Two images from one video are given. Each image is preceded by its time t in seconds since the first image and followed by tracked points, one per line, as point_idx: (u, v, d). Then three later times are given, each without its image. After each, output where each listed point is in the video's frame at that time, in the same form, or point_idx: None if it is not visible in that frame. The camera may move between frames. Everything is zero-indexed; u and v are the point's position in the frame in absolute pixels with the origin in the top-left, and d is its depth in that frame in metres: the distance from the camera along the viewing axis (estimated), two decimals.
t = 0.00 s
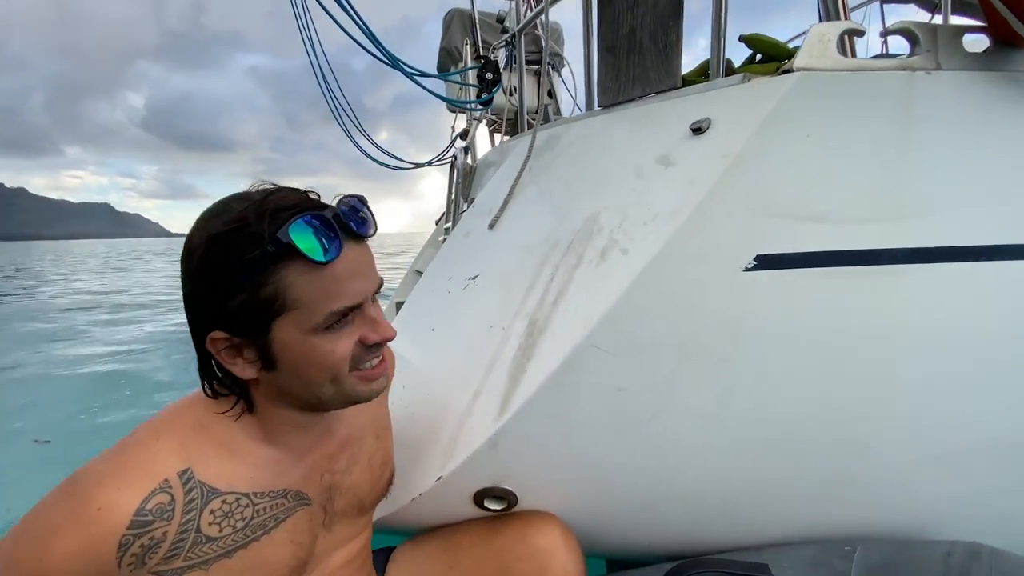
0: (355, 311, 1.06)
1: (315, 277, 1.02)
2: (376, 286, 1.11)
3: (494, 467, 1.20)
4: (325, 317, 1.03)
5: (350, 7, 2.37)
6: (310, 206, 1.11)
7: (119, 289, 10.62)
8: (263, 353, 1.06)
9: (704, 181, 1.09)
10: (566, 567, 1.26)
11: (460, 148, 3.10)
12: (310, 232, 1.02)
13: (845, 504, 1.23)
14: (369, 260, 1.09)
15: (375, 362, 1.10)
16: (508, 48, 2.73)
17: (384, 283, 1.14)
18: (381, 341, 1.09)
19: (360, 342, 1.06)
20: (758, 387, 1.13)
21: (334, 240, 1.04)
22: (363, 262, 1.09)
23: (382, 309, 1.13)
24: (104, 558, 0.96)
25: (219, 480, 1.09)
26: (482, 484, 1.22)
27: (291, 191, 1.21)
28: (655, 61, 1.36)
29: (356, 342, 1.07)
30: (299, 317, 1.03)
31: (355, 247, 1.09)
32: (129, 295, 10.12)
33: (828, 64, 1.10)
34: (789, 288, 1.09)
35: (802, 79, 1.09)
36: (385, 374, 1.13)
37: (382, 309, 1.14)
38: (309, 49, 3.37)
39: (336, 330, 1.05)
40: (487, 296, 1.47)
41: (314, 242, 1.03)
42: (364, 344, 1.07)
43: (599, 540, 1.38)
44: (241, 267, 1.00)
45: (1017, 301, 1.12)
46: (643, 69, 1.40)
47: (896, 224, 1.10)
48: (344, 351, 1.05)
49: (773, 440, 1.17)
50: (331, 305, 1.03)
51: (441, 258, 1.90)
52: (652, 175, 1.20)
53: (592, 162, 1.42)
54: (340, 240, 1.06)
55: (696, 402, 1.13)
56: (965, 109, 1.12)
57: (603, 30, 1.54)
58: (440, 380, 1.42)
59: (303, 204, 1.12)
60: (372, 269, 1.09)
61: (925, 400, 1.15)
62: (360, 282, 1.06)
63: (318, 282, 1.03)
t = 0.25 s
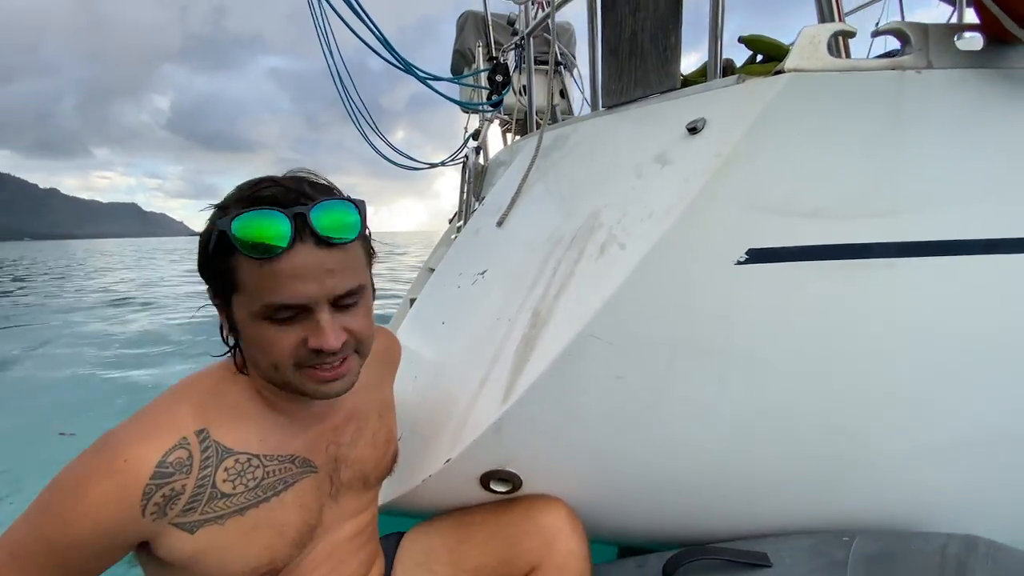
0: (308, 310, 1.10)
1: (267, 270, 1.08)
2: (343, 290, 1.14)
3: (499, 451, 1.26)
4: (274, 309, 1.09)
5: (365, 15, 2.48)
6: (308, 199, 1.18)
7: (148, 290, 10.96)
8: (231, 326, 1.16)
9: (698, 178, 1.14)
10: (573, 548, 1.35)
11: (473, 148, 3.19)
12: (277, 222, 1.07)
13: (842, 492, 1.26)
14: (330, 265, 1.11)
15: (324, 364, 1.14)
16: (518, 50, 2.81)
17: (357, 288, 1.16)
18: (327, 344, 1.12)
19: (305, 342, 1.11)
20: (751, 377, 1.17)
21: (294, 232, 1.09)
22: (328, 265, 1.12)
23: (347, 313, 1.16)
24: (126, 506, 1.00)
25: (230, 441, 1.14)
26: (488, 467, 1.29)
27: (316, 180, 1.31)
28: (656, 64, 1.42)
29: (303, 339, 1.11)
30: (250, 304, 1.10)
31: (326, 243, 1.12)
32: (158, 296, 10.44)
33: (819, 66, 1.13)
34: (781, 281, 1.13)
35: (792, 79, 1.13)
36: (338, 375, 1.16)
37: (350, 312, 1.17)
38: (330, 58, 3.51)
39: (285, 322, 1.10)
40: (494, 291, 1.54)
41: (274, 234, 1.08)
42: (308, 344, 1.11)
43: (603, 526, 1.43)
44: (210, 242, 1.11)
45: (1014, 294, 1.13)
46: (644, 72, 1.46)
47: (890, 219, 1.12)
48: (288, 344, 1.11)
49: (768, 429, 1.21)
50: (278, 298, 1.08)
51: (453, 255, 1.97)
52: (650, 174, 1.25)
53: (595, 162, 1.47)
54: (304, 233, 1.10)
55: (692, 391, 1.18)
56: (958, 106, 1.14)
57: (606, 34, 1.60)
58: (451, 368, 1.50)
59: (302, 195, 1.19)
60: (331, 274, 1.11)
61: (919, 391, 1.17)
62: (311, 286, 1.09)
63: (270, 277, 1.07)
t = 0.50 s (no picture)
0: (271, 300, 1.09)
1: (238, 253, 1.09)
2: (310, 288, 1.11)
3: (513, 438, 1.32)
4: (241, 292, 1.10)
5: (381, 18, 2.55)
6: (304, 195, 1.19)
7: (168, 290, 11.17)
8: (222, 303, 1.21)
9: (704, 176, 1.18)
10: (585, 531, 1.41)
11: (486, 148, 3.26)
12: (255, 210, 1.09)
13: (846, 480, 1.31)
14: (294, 260, 1.08)
15: (284, 354, 1.11)
16: (530, 52, 2.87)
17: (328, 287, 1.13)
18: (283, 340, 1.10)
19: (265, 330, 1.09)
20: (756, 367, 1.22)
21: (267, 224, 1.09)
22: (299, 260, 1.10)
23: (316, 311, 1.13)
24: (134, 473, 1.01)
25: (236, 419, 1.17)
26: (502, 453, 1.34)
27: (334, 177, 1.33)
28: (665, 66, 1.47)
29: (265, 329, 1.10)
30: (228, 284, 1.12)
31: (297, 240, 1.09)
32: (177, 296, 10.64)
33: (821, 67, 1.17)
34: (786, 275, 1.17)
35: (796, 82, 1.17)
36: (301, 371, 1.14)
37: (320, 311, 1.14)
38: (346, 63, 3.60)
39: (252, 308, 1.11)
40: (507, 286, 1.59)
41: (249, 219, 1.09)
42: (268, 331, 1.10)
43: (613, 512, 1.48)
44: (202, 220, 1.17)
45: (1013, 287, 1.16)
46: (654, 74, 1.51)
47: (891, 215, 1.16)
48: (254, 329, 1.11)
49: (772, 418, 1.25)
50: (243, 282, 1.08)
51: (467, 253, 2.03)
52: (658, 172, 1.30)
53: (605, 161, 1.53)
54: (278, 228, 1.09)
55: (698, 380, 1.23)
56: (959, 104, 1.17)
57: (617, 37, 1.66)
58: (466, 360, 1.56)
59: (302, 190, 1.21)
60: (294, 269, 1.08)
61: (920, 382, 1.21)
62: (275, 274, 1.07)
63: (239, 262, 1.08)
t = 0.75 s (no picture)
0: (227, 321, 1.11)
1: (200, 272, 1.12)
2: (264, 313, 1.11)
3: (523, 434, 1.33)
4: (203, 311, 1.13)
5: (393, 21, 2.57)
6: (276, 222, 1.22)
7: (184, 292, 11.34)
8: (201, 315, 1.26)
9: (714, 176, 1.19)
10: (593, 528, 1.43)
11: (497, 148, 3.27)
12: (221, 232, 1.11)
13: (857, 478, 1.31)
14: (246, 286, 1.09)
15: (237, 374, 1.13)
16: (540, 53, 2.88)
17: (280, 313, 1.13)
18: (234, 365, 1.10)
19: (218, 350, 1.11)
20: (766, 366, 1.22)
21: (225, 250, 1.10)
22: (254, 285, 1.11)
23: (273, 335, 1.14)
24: (119, 472, 1.10)
25: (218, 425, 1.23)
26: (512, 450, 1.36)
27: (318, 201, 1.35)
28: (675, 67, 1.48)
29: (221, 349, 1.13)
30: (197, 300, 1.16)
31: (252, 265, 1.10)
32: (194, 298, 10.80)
33: (831, 67, 1.17)
34: (795, 273, 1.18)
35: (804, 82, 1.17)
36: (253, 391, 1.16)
37: (277, 336, 1.14)
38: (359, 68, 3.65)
39: (212, 326, 1.13)
40: (517, 285, 1.61)
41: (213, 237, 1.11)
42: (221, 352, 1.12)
43: (624, 509, 1.49)
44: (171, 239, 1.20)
45: None
46: (664, 74, 1.52)
47: (902, 214, 1.16)
48: (212, 347, 1.14)
49: (782, 417, 1.26)
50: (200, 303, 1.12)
51: (478, 252, 2.05)
52: (668, 173, 1.31)
53: (615, 162, 1.54)
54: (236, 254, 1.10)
55: (707, 378, 1.24)
56: (971, 102, 1.17)
57: (627, 38, 1.67)
58: (477, 358, 1.58)
59: (277, 216, 1.23)
60: (246, 295, 1.09)
61: (931, 380, 1.21)
62: (226, 298, 1.09)
63: (199, 283, 1.11)
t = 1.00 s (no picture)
0: (197, 342, 1.10)
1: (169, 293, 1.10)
2: (232, 337, 1.09)
3: (531, 434, 1.34)
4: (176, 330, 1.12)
5: (401, 22, 2.58)
6: (245, 246, 1.16)
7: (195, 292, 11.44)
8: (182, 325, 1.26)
9: (723, 177, 1.19)
10: (600, 528, 1.43)
11: (505, 149, 3.28)
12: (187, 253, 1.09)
13: (867, 481, 1.30)
14: (213, 312, 1.07)
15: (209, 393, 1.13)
16: (548, 53, 2.88)
17: (251, 338, 1.10)
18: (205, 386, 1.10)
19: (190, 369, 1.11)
20: (775, 368, 1.22)
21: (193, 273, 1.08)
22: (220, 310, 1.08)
23: (244, 356, 1.12)
24: (106, 481, 1.12)
25: (205, 432, 1.24)
26: (520, 450, 1.37)
27: (300, 214, 1.30)
28: (683, 68, 1.48)
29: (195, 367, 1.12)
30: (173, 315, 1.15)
31: (218, 289, 1.06)
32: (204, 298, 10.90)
33: (841, 67, 1.17)
34: (804, 275, 1.17)
35: (814, 83, 1.16)
36: (228, 409, 1.16)
37: (249, 358, 1.12)
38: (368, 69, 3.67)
39: (186, 344, 1.13)
40: (525, 286, 1.62)
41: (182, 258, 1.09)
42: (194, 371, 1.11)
43: (631, 511, 1.50)
44: (142, 256, 1.18)
45: None
46: (672, 75, 1.52)
47: (913, 215, 1.15)
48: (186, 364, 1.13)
49: (791, 419, 1.25)
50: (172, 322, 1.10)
51: (486, 252, 2.06)
52: (677, 173, 1.30)
53: (623, 163, 1.54)
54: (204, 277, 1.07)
55: (715, 380, 1.24)
56: (983, 103, 1.16)
57: (635, 39, 1.67)
58: (485, 358, 1.58)
59: (248, 236, 1.18)
60: (212, 320, 1.07)
61: (942, 382, 1.20)
62: (195, 320, 1.07)
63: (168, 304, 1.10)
